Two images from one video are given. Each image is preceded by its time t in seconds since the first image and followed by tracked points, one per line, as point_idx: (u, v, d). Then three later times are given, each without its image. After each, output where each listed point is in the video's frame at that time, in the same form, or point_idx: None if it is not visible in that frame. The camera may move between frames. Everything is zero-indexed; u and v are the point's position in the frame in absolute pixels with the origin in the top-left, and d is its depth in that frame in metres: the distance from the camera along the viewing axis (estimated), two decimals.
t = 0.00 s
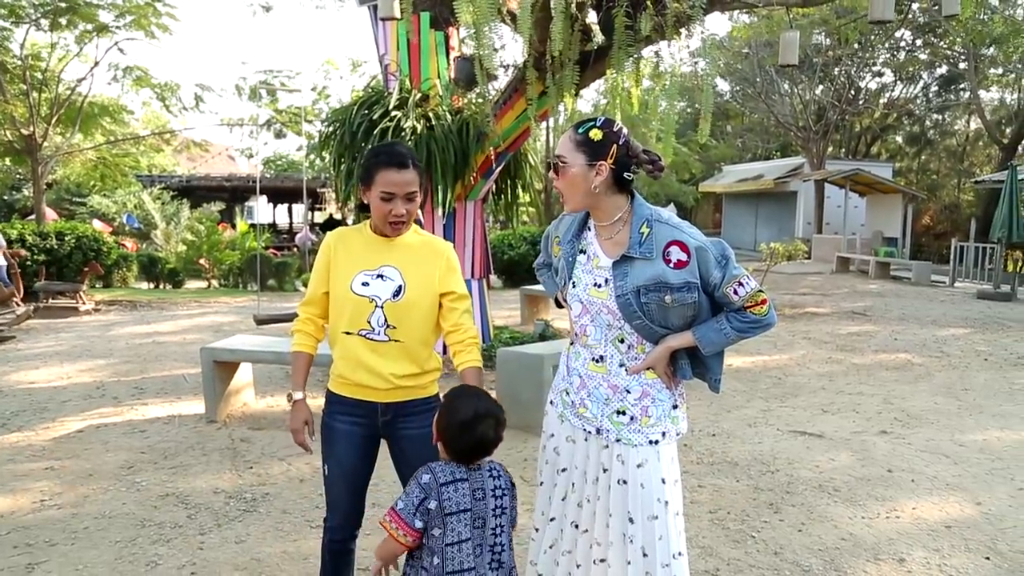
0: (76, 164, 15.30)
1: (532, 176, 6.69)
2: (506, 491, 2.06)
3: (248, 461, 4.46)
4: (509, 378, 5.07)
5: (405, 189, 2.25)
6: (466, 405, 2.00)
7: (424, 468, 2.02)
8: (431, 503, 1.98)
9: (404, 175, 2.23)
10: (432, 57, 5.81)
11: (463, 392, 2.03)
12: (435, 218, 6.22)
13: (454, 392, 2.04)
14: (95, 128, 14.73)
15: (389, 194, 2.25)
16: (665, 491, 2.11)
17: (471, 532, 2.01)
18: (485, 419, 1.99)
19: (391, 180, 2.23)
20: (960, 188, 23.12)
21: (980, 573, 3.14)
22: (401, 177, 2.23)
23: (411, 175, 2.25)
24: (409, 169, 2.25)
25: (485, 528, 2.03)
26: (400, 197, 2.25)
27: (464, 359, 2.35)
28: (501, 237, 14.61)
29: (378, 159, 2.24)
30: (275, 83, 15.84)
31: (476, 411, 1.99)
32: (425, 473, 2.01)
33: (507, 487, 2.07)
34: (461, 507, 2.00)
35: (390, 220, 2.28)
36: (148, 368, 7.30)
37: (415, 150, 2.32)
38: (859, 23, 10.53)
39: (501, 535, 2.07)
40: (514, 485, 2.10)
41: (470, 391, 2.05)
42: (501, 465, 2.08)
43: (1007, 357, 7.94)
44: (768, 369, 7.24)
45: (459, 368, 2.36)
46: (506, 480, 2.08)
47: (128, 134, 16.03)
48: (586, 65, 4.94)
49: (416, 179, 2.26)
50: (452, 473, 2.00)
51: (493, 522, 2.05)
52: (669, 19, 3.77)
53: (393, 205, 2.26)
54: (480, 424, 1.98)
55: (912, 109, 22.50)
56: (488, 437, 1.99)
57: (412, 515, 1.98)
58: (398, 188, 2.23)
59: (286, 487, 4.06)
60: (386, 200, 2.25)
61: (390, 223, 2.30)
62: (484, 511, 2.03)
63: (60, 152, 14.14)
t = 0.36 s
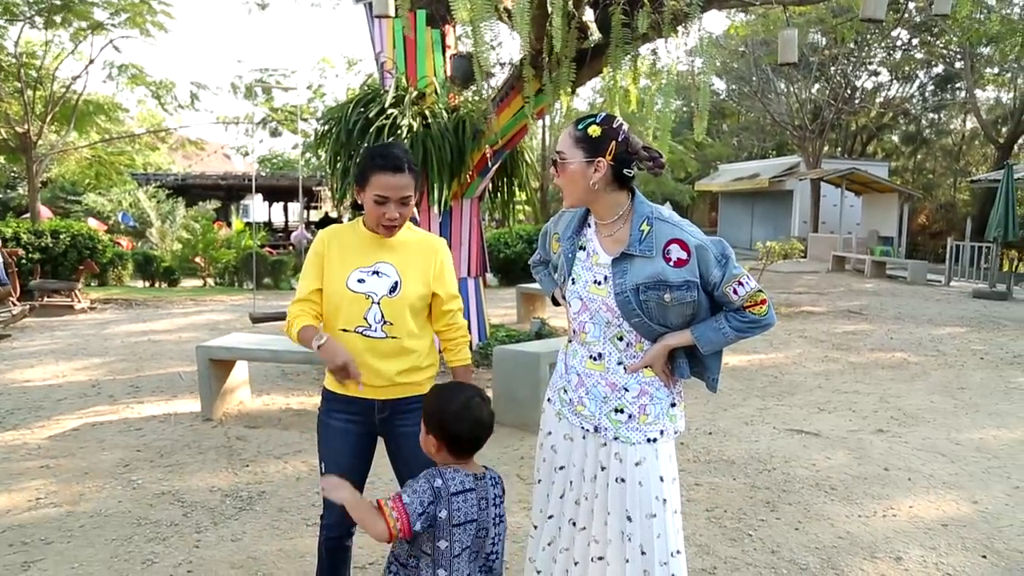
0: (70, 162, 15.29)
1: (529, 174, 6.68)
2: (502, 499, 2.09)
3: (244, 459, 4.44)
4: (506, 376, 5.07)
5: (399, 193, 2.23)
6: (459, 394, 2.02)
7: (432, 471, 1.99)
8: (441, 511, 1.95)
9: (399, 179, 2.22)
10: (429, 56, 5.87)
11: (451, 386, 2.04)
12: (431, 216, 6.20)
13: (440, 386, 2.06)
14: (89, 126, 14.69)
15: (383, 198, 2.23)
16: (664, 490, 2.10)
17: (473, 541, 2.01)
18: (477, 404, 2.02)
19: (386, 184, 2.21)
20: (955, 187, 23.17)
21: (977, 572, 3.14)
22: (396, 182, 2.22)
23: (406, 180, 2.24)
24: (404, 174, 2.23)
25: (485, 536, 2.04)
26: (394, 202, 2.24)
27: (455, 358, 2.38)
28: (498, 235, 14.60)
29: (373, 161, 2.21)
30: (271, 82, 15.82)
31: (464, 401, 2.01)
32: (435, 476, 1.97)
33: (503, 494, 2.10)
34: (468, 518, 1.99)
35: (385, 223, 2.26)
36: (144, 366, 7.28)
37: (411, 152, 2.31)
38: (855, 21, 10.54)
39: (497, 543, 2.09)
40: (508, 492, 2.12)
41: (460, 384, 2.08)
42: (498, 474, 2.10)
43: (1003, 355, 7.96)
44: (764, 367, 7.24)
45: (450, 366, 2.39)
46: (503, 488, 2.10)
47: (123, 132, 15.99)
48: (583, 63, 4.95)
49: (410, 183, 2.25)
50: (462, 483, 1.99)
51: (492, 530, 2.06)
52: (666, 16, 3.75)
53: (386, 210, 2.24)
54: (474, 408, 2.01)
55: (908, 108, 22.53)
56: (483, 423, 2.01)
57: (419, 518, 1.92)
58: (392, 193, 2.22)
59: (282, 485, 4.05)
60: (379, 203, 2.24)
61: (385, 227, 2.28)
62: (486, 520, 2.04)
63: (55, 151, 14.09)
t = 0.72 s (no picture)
0: (70, 159, 15.29)
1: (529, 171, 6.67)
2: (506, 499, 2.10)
3: (244, 456, 4.43)
4: (506, 372, 5.06)
5: (397, 176, 2.22)
6: (449, 387, 2.02)
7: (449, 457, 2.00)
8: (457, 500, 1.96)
9: (398, 162, 2.21)
10: (428, 52, 5.83)
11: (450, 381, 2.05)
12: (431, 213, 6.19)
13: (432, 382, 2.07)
14: (88, 122, 14.67)
15: (380, 180, 2.23)
16: (665, 487, 2.10)
17: (478, 538, 2.02)
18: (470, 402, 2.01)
19: (384, 167, 2.20)
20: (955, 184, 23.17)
21: (979, 569, 3.14)
22: (394, 164, 2.21)
23: (404, 163, 2.23)
24: (403, 156, 2.22)
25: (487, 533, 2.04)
26: (392, 183, 2.23)
27: (456, 350, 2.40)
28: (497, 232, 14.58)
29: (372, 147, 2.23)
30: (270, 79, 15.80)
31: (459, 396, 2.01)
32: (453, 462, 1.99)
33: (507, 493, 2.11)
34: (479, 512, 2.00)
35: (381, 209, 2.26)
36: (144, 363, 7.28)
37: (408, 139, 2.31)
38: (855, 17, 10.52)
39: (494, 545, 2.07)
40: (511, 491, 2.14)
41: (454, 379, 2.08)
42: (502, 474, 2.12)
43: (1004, 352, 7.95)
44: (764, 364, 7.23)
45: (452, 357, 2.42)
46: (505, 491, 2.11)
47: (122, 129, 15.98)
48: (583, 59, 4.94)
49: (408, 166, 2.24)
50: (475, 476, 2.01)
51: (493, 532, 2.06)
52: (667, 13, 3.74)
53: (385, 193, 2.23)
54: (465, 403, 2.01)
55: (908, 105, 22.52)
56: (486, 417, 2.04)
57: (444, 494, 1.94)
58: (391, 176, 2.21)
59: (282, 482, 4.04)
60: (376, 187, 2.23)
61: (382, 214, 2.28)
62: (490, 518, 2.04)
63: (55, 148, 14.08)
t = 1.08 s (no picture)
0: (70, 159, 15.30)
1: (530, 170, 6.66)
2: (493, 494, 2.03)
3: (246, 456, 4.43)
4: (507, 371, 5.05)
5: (383, 155, 2.25)
6: (436, 384, 2.02)
7: (417, 478, 1.94)
8: (433, 516, 1.90)
9: (383, 143, 2.26)
10: (429, 51, 5.82)
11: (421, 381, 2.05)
12: (432, 212, 6.18)
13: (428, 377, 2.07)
14: (89, 123, 14.68)
15: (369, 161, 2.26)
16: (669, 485, 2.09)
17: (467, 544, 1.95)
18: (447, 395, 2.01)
19: (372, 147, 2.25)
20: (956, 179, 23.15)
21: (983, 566, 3.13)
22: (379, 144, 2.25)
23: (390, 144, 2.27)
24: (388, 138, 2.27)
25: (480, 535, 1.98)
26: (381, 162, 2.25)
27: (453, 350, 2.38)
28: (498, 230, 14.57)
29: (365, 134, 2.29)
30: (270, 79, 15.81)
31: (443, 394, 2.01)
32: (420, 483, 1.92)
33: (494, 489, 2.04)
34: (455, 520, 1.94)
35: (372, 190, 2.26)
36: (145, 363, 7.28)
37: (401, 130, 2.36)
38: (856, 14, 10.50)
39: (492, 541, 2.01)
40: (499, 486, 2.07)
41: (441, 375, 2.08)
42: (486, 469, 2.05)
43: (1006, 348, 7.94)
44: (766, 362, 7.22)
45: (450, 358, 2.39)
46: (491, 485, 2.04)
47: (122, 129, 15.98)
48: (584, 57, 4.94)
49: (395, 148, 2.28)
50: (447, 485, 1.94)
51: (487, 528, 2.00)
52: (667, 11, 3.73)
53: (373, 171, 2.25)
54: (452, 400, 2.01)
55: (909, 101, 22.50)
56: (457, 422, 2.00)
57: (422, 520, 1.88)
58: (377, 155, 2.25)
59: (284, 482, 4.04)
60: (363, 167, 2.27)
61: (371, 196, 2.27)
62: (476, 519, 1.98)
63: (55, 148, 14.08)
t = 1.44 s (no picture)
0: (72, 159, 15.33)
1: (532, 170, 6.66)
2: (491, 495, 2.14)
3: (248, 456, 4.44)
4: (510, 373, 5.04)
5: (388, 152, 2.26)
6: (445, 387, 2.02)
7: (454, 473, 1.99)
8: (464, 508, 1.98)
9: (388, 141, 2.28)
10: (431, 52, 5.81)
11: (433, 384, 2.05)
12: (434, 212, 6.18)
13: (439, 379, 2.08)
14: (91, 123, 14.70)
15: (373, 160, 2.27)
16: (672, 484, 2.09)
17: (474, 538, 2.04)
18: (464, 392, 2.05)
19: (376, 144, 2.27)
20: (957, 180, 23.13)
21: (984, 567, 3.13)
22: (384, 141, 2.27)
23: (394, 143, 2.29)
24: (392, 136, 2.29)
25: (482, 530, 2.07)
26: (384, 160, 2.26)
27: (461, 353, 2.37)
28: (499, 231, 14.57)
29: (370, 133, 2.31)
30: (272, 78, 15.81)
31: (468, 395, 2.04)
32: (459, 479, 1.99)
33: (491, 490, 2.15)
34: (477, 516, 2.03)
35: (376, 188, 2.27)
36: (147, 363, 7.29)
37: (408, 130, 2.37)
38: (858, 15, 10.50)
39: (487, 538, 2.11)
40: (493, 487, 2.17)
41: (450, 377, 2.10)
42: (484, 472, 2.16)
43: (1008, 350, 7.93)
44: (768, 363, 7.21)
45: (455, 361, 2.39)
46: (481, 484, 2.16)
47: (124, 129, 16.00)
48: (586, 57, 4.93)
49: (400, 146, 2.29)
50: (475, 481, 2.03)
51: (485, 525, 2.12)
52: (669, 11, 3.72)
53: (376, 167, 2.26)
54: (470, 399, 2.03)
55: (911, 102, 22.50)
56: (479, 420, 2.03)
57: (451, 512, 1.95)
58: (380, 151, 2.26)
59: (285, 482, 4.04)
60: (366, 165, 2.28)
61: (375, 193, 2.28)
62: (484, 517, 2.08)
63: (58, 147, 14.10)
